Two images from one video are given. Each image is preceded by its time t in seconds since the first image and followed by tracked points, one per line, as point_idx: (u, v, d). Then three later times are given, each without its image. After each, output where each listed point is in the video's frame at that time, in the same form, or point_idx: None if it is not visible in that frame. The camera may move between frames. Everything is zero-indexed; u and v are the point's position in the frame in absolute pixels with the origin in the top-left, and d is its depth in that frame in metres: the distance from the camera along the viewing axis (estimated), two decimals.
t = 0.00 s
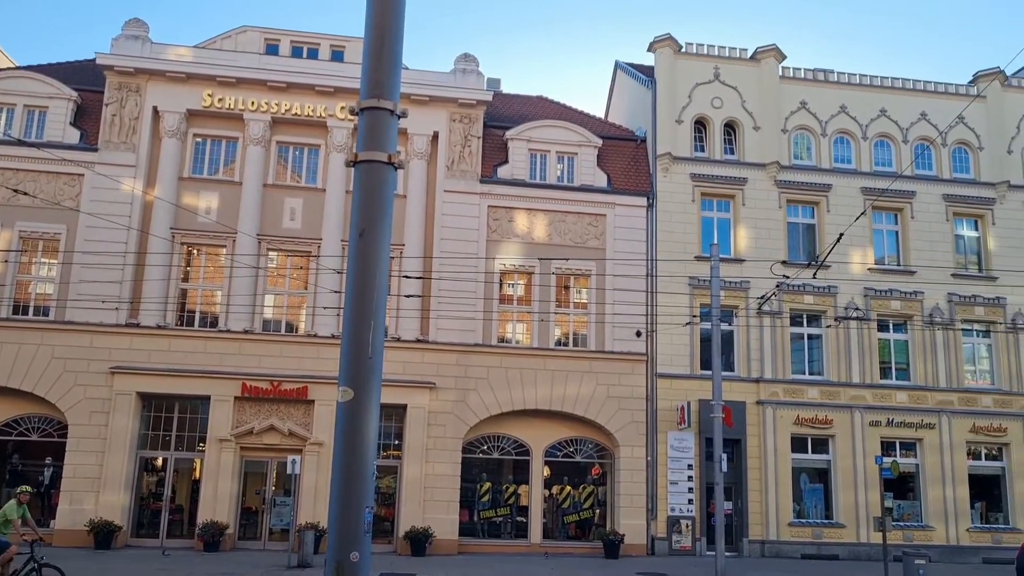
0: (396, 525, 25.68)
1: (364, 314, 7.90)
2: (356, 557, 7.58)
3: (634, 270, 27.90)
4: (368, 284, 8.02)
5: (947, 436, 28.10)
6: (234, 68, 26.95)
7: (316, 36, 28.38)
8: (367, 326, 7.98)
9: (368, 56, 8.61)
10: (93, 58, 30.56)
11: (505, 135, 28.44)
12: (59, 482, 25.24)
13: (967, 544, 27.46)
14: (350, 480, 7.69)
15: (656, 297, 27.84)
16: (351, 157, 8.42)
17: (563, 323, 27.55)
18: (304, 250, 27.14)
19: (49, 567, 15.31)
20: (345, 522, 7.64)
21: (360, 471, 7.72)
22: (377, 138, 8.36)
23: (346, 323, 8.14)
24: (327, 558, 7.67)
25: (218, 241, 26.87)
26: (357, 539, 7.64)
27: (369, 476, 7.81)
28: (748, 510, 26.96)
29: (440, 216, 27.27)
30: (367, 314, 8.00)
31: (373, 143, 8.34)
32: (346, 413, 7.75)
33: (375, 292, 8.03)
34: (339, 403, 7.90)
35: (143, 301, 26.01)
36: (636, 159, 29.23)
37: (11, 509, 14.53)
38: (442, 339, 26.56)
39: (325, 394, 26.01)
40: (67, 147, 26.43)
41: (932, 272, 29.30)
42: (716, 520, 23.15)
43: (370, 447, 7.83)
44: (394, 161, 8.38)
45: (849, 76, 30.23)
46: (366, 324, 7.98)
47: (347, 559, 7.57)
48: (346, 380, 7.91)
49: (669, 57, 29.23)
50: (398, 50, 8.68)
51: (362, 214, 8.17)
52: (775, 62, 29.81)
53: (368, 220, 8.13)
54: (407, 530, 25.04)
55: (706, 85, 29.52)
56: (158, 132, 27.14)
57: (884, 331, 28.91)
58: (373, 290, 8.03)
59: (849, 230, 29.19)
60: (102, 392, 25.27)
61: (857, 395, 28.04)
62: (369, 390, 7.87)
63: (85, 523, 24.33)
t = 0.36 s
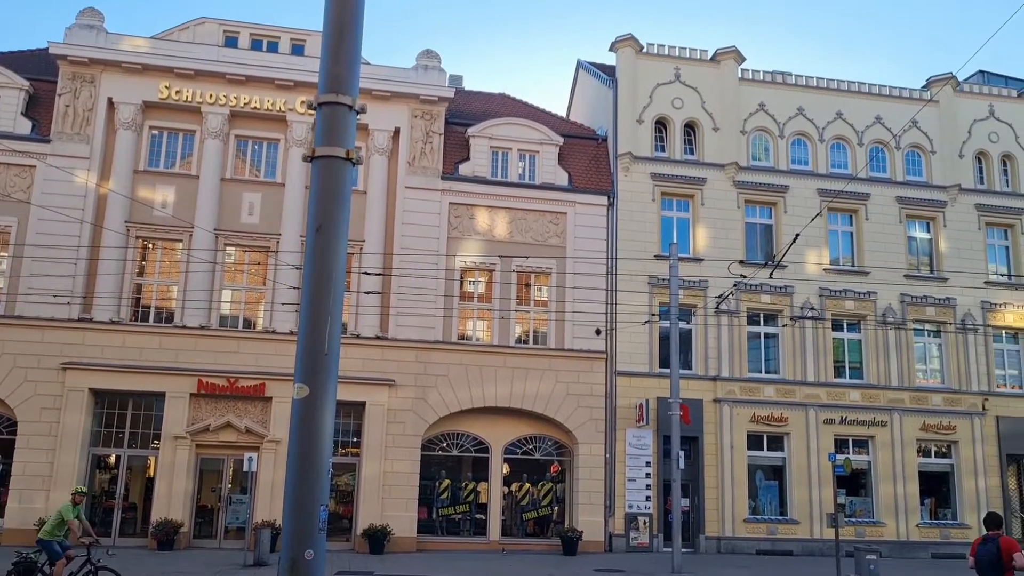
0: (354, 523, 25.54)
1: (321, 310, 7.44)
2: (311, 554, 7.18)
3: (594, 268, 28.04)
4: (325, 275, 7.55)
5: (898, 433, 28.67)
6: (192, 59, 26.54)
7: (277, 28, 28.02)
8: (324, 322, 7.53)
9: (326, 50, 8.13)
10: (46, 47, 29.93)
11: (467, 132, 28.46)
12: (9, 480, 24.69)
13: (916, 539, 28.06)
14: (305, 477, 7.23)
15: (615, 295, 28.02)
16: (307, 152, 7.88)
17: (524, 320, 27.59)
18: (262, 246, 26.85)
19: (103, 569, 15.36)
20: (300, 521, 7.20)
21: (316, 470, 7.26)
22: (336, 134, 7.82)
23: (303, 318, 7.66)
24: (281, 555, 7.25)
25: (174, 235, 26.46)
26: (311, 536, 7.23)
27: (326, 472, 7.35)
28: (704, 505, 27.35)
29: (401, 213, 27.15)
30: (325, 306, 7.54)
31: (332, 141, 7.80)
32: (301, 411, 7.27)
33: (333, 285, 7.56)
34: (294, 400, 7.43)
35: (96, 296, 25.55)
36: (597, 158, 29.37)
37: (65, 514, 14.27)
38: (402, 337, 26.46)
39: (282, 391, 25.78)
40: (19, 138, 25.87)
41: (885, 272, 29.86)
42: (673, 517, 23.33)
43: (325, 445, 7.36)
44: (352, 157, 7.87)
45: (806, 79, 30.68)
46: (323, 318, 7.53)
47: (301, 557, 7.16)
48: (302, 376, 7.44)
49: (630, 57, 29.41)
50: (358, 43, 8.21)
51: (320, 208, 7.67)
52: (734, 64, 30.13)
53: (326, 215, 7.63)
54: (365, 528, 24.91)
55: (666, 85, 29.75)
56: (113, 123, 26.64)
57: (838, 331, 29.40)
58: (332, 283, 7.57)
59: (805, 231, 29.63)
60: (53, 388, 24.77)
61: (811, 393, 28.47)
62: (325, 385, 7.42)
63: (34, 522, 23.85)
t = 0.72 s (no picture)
0: (314, 521, 25.35)
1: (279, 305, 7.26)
2: (267, 550, 7.01)
3: (556, 266, 28.14)
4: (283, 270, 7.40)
5: (853, 431, 29.17)
6: (151, 51, 26.15)
7: (238, 20, 27.77)
8: (283, 316, 7.33)
9: (287, 41, 7.93)
10: None
11: (430, 128, 28.34)
12: None
13: (869, 535, 28.58)
14: (262, 472, 7.08)
15: (577, 293, 28.16)
16: (266, 145, 7.72)
17: (486, 318, 27.60)
18: (222, 240, 26.53)
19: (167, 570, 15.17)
20: (257, 517, 7.03)
21: (272, 466, 7.11)
22: (296, 130, 7.67)
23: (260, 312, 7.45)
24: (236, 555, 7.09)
25: (131, 229, 26.03)
26: (267, 532, 7.06)
27: (283, 468, 7.19)
28: (663, 502, 27.56)
29: (363, 209, 27.00)
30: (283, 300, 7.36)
31: (293, 137, 7.64)
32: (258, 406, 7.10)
33: (292, 279, 7.39)
34: (250, 397, 7.23)
35: (50, 290, 25.05)
36: (560, 156, 29.47)
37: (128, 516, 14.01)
38: (363, 333, 26.31)
39: (242, 387, 25.51)
40: None
41: (842, 273, 30.34)
42: (632, 514, 23.48)
43: (282, 440, 7.21)
44: (312, 152, 7.72)
45: (767, 81, 31.05)
46: (282, 313, 7.34)
47: (257, 554, 7.00)
48: (259, 372, 7.25)
49: (594, 56, 29.52)
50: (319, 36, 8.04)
51: (279, 202, 7.49)
52: (696, 64, 30.40)
53: (285, 209, 7.47)
54: (325, 525, 24.74)
55: (630, 85, 29.91)
56: (68, 114, 26.12)
57: (796, 330, 29.81)
58: (290, 278, 7.40)
59: (764, 231, 30.00)
60: (5, 384, 24.26)
61: (769, 391, 28.85)
62: (282, 381, 7.24)
63: None
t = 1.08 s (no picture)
0: (284, 519, 25.18)
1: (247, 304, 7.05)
2: (234, 548, 6.87)
3: (529, 263, 28.16)
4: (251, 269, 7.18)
5: (822, 428, 29.46)
6: (120, 43, 25.82)
7: (209, 14, 27.43)
8: (250, 316, 7.12)
9: (257, 34, 7.69)
10: None
11: (404, 124, 28.23)
12: None
13: (837, 531, 28.92)
14: (230, 468, 6.92)
15: (551, 291, 28.21)
16: (234, 141, 7.47)
17: (459, 315, 27.55)
18: (192, 236, 26.26)
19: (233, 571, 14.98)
20: (224, 512, 6.89)
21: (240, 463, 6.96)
22: (265, 128, 7.41)
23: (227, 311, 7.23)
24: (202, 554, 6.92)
25: (99, 223, 25.71)
26: (235, 529, 6.91)
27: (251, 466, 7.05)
28: (635, 499, 27.66)
29: (336, 205, 26.84)
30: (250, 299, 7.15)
31: (261, 136, 7.38)
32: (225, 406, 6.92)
33: (259, 277, 7.18)
34: (218, 393, 7.05)
35: (16, 285, 24.69)
36: (534, 154, 29.48)
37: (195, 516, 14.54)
38: (335, 330, 26.18)
39: (211, 384, 25.28)
40: None
41: (812, 272, 30.63)
42: (603, 511, 23.55)
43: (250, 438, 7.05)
44: (282, 148, 7.48)
45: (740, 81, 31.25)
46: (249, 312, 7.12)
47: (224, 551, 6.85)
48: (227, 369, 7.06)
49: (569, 54, 29.53)
50: (290, 29, 7.79)
51: (247, 200, 7.26)
52: (670, 64, 30.54)
53: (253, 212, 7.24)
54: (295, 523, 24.59)
55: (604, 83, 29.98)
56: (35, 106, 25.72)
57: (767, 328, 30.06)
58: (258, 277, 7.19)
59: (736, 229, 30.21)
60: None
61: (740, 389, 29.08)
62: (250, 379, 7.06)
63: None
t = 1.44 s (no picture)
0: (261, 515, 25.05)
1: (223, 293, 6.52)
2: (209, 546, 6.34)
3: (509, 259, 28.15)
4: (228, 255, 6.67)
5: (799, 425, 29.69)
6: (97, 34, 25.55)
7: (188, 5, 27.20)
8: (227, 304, 6.62)
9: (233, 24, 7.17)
10: None
11: (384, 119, 28.12)
12: None
13: (813, 526, 29.17)
14: (204, 467, 6.37)
15: (530, 287, 28.23)
16: (211, 133, 6.97)
17: (439, 310, 27.50)
18: (170, 229, 26.03)
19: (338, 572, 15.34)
20: (199, 510, 6.35)
21: (216, 461, 6.42)
22: (242, 113, 6.91)
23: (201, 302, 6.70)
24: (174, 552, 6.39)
25: (75, 216, 25.43)
26: (210, 526, 6.39)
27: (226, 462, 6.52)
28: (613, 495, 27.74)
29: (315, 199, 26.70)
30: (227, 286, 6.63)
31: (239, 121, 6.90)
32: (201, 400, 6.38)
33: (237, 264, 6.67)
34: (192, 388, 6.52)
35: None
36: (514, 150, 29.52)
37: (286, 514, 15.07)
38: (314, 325, 26.07)
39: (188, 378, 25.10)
40: None
41: (790, 269, 30.83)
42: (581, 506, 23.61)
43: (225, 434, 6.52)
44: (260, 140, 6.96)
45: (720, 79, 31.37)
46: (226, 301, 6.62)
47: (198, 549, 6.33)
48: (202, 361, 6.52)
49: (550, 50, 29.51)
50: (267, 13, 7.27)
51: (224, 186, 6.74)
52: (651, 61, 30.63)
53: (230, 198, 6.71)
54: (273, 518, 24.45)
55: (585, 79, 30.00)
56: (10, 97, 25.38)
57: (745, 325, 30.22)
58: (235, 264, 6.68)
59: (714, 227, 30.35)
60: None
61: (718, 385, 29.23)
62: (226, 371, 6.54)
63: None
